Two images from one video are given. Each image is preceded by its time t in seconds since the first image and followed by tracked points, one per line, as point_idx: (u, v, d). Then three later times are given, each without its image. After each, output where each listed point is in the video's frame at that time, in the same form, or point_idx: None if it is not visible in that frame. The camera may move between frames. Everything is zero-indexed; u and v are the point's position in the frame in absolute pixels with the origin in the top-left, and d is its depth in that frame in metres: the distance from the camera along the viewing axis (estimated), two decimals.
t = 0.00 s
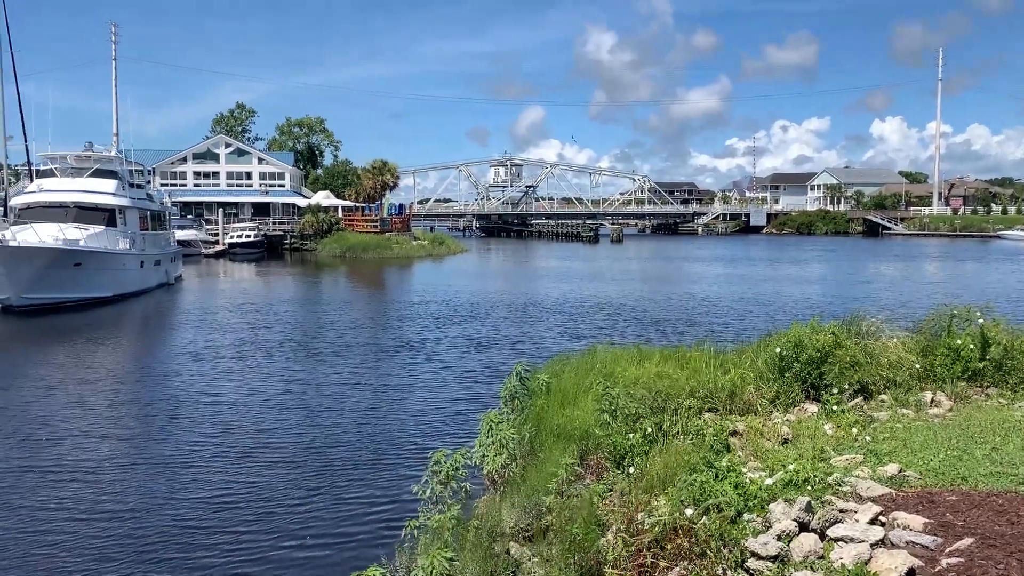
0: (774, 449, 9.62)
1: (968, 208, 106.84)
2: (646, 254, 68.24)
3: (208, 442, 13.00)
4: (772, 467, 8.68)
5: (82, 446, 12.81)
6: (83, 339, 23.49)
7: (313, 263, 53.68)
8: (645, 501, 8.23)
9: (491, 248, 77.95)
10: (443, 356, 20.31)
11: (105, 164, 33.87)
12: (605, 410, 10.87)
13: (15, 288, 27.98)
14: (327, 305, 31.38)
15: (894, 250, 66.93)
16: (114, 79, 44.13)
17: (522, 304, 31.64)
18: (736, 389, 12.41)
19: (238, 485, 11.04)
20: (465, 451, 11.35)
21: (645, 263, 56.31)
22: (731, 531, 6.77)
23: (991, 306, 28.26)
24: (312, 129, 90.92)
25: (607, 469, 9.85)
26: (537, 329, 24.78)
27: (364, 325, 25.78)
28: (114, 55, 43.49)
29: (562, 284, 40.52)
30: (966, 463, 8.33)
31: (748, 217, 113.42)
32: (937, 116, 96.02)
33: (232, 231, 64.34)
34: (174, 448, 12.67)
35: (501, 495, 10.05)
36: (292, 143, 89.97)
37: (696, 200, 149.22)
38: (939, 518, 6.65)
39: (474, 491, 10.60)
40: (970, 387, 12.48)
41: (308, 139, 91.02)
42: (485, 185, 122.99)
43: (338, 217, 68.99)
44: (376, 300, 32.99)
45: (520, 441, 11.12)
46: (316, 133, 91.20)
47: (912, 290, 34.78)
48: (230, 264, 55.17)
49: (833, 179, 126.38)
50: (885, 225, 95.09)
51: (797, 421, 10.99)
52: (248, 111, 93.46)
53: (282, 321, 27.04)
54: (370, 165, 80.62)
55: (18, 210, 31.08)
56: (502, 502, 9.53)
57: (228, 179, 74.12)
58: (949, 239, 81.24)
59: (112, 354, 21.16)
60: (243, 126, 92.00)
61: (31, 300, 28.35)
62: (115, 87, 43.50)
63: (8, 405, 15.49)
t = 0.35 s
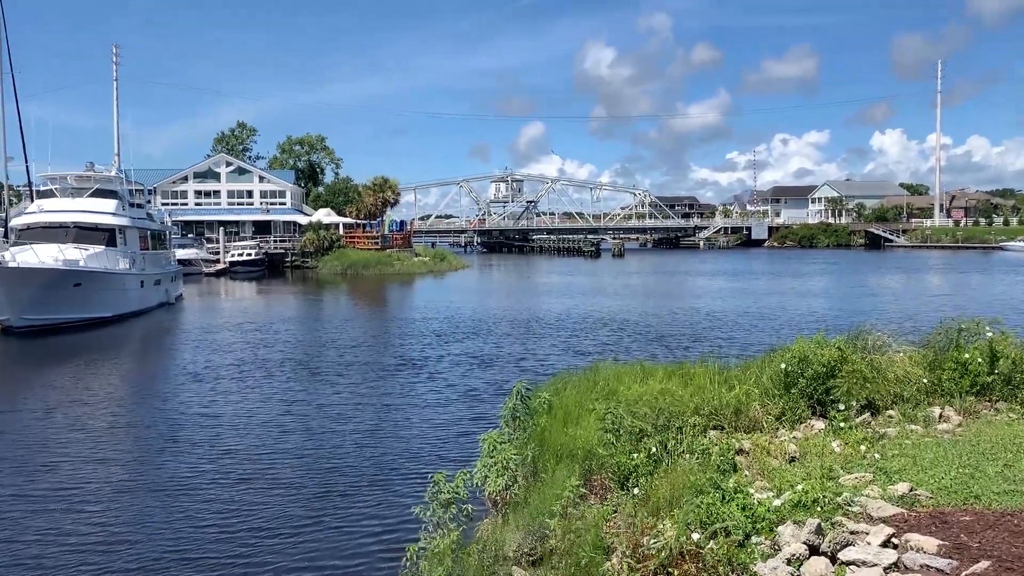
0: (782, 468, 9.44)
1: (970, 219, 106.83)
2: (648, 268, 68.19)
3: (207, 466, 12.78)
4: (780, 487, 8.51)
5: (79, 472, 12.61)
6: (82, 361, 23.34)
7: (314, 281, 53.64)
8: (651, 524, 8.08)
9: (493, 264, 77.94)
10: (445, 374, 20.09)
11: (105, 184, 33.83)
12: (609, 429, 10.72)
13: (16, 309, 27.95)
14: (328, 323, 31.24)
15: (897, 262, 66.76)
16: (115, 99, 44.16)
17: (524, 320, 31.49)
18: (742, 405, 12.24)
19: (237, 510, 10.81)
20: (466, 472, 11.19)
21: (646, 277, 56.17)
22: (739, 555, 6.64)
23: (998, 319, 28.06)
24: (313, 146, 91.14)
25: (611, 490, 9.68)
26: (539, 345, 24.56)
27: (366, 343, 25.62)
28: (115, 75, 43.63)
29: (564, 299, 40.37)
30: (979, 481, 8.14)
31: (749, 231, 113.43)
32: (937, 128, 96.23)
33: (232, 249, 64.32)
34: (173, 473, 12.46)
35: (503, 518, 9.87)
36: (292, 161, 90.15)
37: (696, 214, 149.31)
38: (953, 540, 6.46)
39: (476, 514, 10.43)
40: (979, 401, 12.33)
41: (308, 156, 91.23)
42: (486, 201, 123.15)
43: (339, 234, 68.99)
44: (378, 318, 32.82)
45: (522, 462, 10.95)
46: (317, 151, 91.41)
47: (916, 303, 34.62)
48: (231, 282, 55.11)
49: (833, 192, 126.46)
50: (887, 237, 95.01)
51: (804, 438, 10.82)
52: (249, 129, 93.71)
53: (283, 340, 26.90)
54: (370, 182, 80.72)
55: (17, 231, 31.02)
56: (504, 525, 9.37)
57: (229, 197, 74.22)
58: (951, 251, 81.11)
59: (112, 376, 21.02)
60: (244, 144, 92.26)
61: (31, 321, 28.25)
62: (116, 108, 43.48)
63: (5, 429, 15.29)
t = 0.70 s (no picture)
0: (763, 485, 9.36)
1: (941, 232, 108.49)
2: (625, 281, 68.42)
3: (180, 487, 12.46)
4: (761, 506, 8.42)
5: (47, 494, 12.24)
6: (52, 377, 22.84)
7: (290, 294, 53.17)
8: (632, 546, 7.98)
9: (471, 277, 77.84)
10: (424, 390, 19.85)
11: (77, 197, 33.29)
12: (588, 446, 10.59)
13: None
14: (305, 338, 30.88)
15: (871, 274, 67.44)
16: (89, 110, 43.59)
17: (502, 333, 31.33)
18: (721, 420, 12.16)
19: (212, 532, 10.53)
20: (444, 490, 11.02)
21: (624, 290, 56.31)
22: None
23: (972, 331, 28.36)
24: (290, 159, 90.57)
25: (591, 509, 9.56)
26: (518, 360, 24.42)
27: (343, 358, 25.31)
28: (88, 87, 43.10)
29: (543, 312, 40.28)
30: (960, 498, 8.09)
31: (725, 243, 114.32)
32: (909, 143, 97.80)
33: (207, 262, 63.61)
34: (145, 495, 12.12)
35: (482, 538, 9.69)
36: (269, 173, 89.55)
37: (673, 227, 150.27)
38: (937, 560, 6.38)
39: (454, 533, 10.25)
40: (956, 416, 12.37)
41: (285, 169, 90.65)
42: (464, 214, 123.04)
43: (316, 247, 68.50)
44: (356, 332, 32.50)
45: (501, 480, 10.79)
46: (293, 163, 90.86)
47: (890, 316, 34.91)
48: (206, 295, 54.46)
49: (808, 205, 127.87)
50: (860, 249, 96.08)
51: (784, 454, 10.74)
52: (225, 142, 92.98)
53: (259, 355, 26.52)
54: (347, 194, 80.30)
55: None
56: (482, 546, 9.22)
57: (204, 210, 73.49)
58: (923, 264, 82.28)
59: (83, 392, 20.56)
60: (220, 156, 91.50)
61: None
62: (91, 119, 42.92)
63: None
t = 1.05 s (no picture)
0: (734, 498, 9.34)
1: (910, 245, 110.18)
2: (599, 291, 68.46)
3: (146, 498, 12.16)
4: (732, 519, 8.40)
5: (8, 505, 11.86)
6: (15, 384, 22.30)
7: (262, 301, 52.56)
8: (603, 562, 7.94)
9: (445, 285, 77.67)
10: (398, 400, 19.63)
11: (45, 201, 32.67)
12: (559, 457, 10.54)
13: None
14: (277, 345, 30.49)
15: (842, 287, 68.19)
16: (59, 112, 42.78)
17: (477, 343, 31.18)
18: (693, 432, 12.15)
19: (179, 542, 10.29)
20: (414, 501, 10.88)
21: (598, 300, 56.42)
22: None
23: (941, 344, 28.73)
24: (263, 164, 89.77)
25: (563, 521, 9.49)
26: (492, 370, 24.29)
27: (315, 367, 24.99)
28: (59, 88, 42.39)
29: (517, 322, 40.15)
30: (930, 512, 8.11)
31: (699, 254, 115.19)
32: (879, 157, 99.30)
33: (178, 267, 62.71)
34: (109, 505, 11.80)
35: (452, 550, 9.56)
36: (242, 179, 88.67)
37: (647, 237, 151.10)
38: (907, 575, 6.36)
39: (425, 544, 10.12)
40: (925, 429, 12.49)
41: (258, 174, 89.83)
42: (439, 222, 122.73)
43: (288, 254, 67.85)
44: (328, 340, 32.18)
45: (473, 490, 10.71)
46: (267, 169, 90.09)
47: (861, 328, 35.28)
48: (176, 302, 53.68)
49: (780, 218, 129.31)
50: (831, 262, 97.22)
51: (755, 466, 10.74)
52: (197, 146, 91.90)
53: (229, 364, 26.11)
54: (321, 201, 79.75)
55: None
56: (453, 558, 9.11)
57: (176, 215, 72.55)
58: (893, 276, 83.38)
59: (48, 400, 20.08)
60: (192, 161, 90.46)
61: None
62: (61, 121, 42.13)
63: None
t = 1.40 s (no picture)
0: (719, 511, 9.29)
1: (896, 256, 110.96)
2: (588, 300, 68.51)
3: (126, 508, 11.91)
4: (717, 532, 8.36)
5: None
6: None
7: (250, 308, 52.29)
8: None
9: (433, 293, 77.54)
10: (385, 409, 19.43)
11: (31, 206, 32.38)
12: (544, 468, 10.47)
13: None
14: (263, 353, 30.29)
15: (829, 298, 68.56)
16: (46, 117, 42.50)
17: (466, 352, 31.07)
18: (679, 443, 12.10)
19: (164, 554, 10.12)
20: (397, 513, 10.78)
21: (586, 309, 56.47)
22: None
23: (928, 356, 28.88)
24: (252, 171, 89.49)
25: (548, 533, 9.43)
26: (480, 379, 24.16)
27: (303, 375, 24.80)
28: (47, 93, 42.11)
29: (506, 331, 40.11)
30: (914, 525, 8.09)
31: (688, 264, 115.61)
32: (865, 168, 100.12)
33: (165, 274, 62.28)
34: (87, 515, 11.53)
35: (435, 563, 9.46)
36: (230, 185, 88.35)
37: (636, 247, 151.56)
38: None
39: (408, 556, 10.03)
40: (911, 440, 12.48)
41: (247, 181, 89.53)
42: (428, 230, 122.66)
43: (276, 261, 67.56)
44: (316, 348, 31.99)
45: (457, 501, 10.63)
46: (256, 176, 89.81)
47: (848, 340, 35.46)
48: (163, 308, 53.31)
49: (768, 228, 130.01)
50: (819, 273, 97.78)
51: (741, 478, 10.70)
52: (186, 152, 91.56)
53: (215, 372, 25.88)
54: (310, 208, 79.55)
55: None
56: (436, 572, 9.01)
57: (163, 221, 72.15)
58: (880, 288, 83.88)
59: (29, 407, 19.79)
60: (180, 167, 90.06)
61: None
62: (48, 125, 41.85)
63: None
